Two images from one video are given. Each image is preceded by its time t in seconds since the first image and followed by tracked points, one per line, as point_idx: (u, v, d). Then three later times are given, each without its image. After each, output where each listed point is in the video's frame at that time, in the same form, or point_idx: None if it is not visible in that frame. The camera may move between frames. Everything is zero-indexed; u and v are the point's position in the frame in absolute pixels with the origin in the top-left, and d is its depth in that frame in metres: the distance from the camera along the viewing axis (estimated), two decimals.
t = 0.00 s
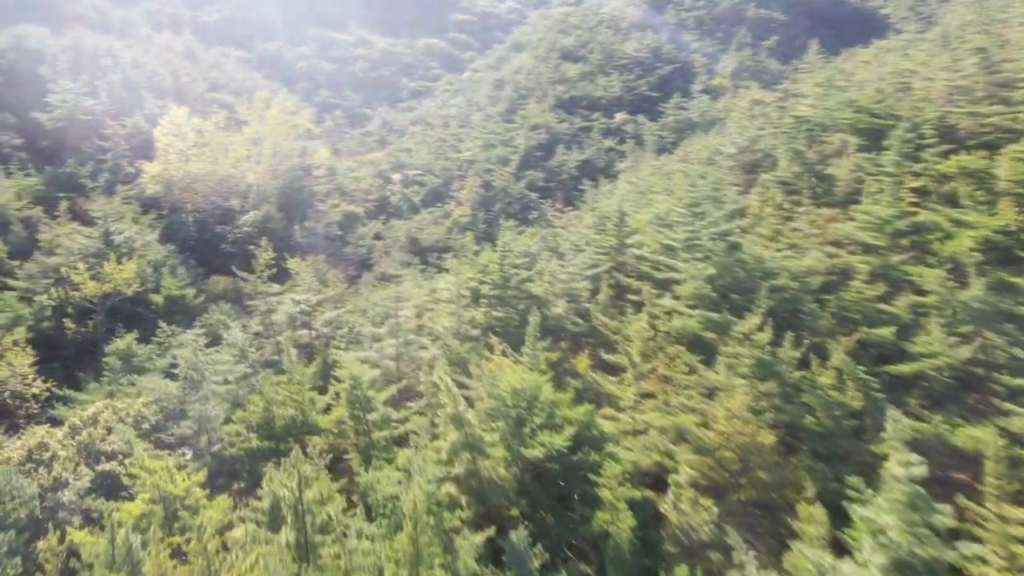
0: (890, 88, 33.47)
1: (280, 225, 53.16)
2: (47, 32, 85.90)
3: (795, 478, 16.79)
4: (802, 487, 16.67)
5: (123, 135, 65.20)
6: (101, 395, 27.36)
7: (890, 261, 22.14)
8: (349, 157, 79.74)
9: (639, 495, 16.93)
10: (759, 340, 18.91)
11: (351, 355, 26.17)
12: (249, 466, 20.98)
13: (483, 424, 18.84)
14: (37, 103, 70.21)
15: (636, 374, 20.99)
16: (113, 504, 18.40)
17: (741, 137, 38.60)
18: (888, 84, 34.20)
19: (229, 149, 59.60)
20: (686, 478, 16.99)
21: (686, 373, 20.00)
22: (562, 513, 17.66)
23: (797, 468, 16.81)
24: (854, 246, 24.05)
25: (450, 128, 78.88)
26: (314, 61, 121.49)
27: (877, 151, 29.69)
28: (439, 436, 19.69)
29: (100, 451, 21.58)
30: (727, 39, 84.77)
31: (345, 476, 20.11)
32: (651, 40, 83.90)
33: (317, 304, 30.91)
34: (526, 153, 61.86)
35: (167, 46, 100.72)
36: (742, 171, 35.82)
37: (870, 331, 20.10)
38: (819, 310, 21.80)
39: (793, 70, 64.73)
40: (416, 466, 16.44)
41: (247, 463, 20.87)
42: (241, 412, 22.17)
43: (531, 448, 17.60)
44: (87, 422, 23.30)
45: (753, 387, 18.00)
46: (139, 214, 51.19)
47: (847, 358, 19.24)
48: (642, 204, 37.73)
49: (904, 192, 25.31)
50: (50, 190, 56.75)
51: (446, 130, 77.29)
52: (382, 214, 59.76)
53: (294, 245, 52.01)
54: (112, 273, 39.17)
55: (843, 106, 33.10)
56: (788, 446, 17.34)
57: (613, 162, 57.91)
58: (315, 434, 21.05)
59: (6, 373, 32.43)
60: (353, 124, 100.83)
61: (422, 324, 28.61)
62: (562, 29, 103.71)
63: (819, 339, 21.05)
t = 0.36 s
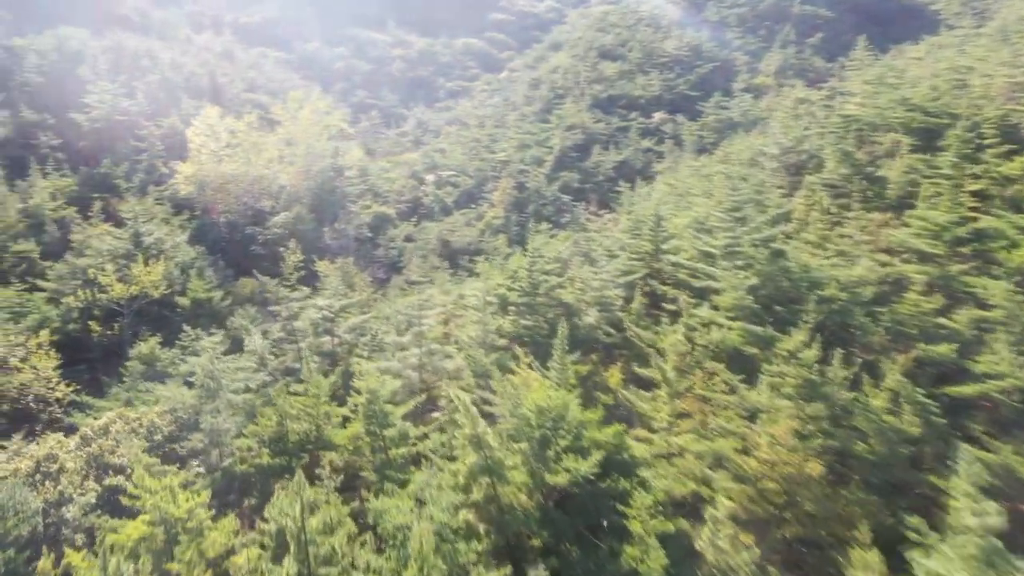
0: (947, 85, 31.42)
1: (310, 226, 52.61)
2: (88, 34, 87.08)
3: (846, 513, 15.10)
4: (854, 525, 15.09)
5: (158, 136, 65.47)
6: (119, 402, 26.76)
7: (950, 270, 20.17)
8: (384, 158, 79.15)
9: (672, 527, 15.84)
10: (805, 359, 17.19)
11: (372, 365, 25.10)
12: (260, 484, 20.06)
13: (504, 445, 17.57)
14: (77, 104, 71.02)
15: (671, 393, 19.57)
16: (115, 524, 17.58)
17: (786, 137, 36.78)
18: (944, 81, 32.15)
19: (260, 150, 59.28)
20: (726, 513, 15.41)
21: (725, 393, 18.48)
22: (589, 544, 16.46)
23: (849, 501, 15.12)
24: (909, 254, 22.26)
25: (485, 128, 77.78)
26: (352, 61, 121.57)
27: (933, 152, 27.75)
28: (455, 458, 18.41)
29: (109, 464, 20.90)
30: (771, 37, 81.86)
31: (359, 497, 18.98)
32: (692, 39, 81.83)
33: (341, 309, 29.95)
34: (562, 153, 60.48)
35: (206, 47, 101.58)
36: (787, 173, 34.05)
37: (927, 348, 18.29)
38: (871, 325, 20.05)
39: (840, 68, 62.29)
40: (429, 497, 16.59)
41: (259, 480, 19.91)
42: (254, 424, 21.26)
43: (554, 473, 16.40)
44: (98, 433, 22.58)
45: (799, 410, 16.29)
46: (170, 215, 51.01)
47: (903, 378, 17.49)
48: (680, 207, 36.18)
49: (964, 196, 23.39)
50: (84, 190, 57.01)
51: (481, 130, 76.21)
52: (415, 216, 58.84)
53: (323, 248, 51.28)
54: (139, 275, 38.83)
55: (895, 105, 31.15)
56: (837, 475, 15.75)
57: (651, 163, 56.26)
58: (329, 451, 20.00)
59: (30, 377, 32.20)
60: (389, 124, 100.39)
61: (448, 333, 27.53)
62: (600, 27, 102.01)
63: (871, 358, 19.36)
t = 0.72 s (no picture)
0: (1009, 80, 29.30)
1: (340, 227, 51.91)
2: (128, 35, 88.03)
3: (902, 555, 13.50)
4: (913, 570, 13.45)
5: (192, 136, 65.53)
6: (136, 409, 26.16)
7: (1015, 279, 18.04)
8: (418, 158, 78.35)
9: (705, 566, 14.73)
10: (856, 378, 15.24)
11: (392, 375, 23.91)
12: (268, 503, 19.16)
13: (526, 469, 16.42)
14: (114, 104, 71.50)
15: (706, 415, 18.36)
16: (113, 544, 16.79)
17: (832, 136, 34.93)
18: (1006, 76, 30.03)
19: (291, 151, 58.78)
20: (768, 553, 14.18)
21: (766, 414, 16.96)
22: None
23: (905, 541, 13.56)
24: (969, 262, 20.37)
25: (520, 127, 76.57)
26: (389, 61, 121.38)
27: (994, 151, 25.73)
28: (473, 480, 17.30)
29: (115, 477, 20.20)
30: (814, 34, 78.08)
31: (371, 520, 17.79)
32: (734, 36, 79.65)
33: (363, 315, 28.90)
34: (597, 153, 59.03)
35: (243, 47, 102.06)
36: (833, 174, 32.22)
37: (991, 366, 16.27)
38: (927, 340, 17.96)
39: (889, 64, 59.76)
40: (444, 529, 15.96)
41: (267, 499, 18.92)
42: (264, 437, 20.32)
43: (577, 503, 15.20)
44: (107, 444, 21.71)
45: (849, 435, 14.62)
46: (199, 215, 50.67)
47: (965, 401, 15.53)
48: (718, 210, 34.58)
49: None
50: (117, 191, 57.10)
51: (516, 130, 74.96)
52: (446, 217, 57.76)
53: (352, 249, 50.40)
54: (164, 277, 38.37)
55: (950, 101, 29.09)
56: (891, 509, 14.12)
57: (690, 164, 54.52)
58: (340, 469, 18.93)
59: (52, 380, 31.82)
60: (424, 124, 99.74)
61: (473, 341, 26.46)
62: (638, 25, 100.18)
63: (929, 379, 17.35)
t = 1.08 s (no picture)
0: None
1: (368, 229, 51.05)
2: (166, 35, 88.72)
3: None
4: None
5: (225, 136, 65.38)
6: (149, 418, 25.42)
7: None
8: (451, 158, 77.38)
9: None
10: (909, 406, 13.85)
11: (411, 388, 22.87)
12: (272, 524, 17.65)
13: (544, 501, 15.20)
14: (149, 105, 71.79)
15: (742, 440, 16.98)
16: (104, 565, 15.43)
17: (881, 136, 32.92)
18: None
19: (320, 152, 58.16)
20: None
21: (809, 443, 15.61)
22: None
23: None
24: None
25: (555, 127, 75.20)
26: (425, 61, 121.05)
27: None
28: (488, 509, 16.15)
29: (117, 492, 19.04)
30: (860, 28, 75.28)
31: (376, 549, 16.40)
32: (776, 32, 77.26)
33: (383, 320, 27.73)
34: (632, 153, 57.37)
35: (279, 48, 102.36)
36: (882, 176, 30.24)
37: None
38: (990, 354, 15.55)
39: (940, 60, 57.05)
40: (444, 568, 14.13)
41: (270, 521, 17.66)
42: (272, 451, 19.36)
43: (599, 542, 13.92)
44: (112, 457, 21.10)
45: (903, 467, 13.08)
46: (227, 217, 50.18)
47: None
48: (758, 213, 32.86)
49: None
50: (149, 190, 56.97)
51: (550, 130, 73.59)
52: (476, 218, 56.54)
53: (379, 251, 49.41)
54: (187, 280, 37.87)
55: (1010, 97, 26.93)
56: (952, 552, 11.70)
57: (729, 164, 52.63)
58: (349, 490, 17.98)
59: (71, 384, 31.33)
60: (458, 124, 98.82)
61: (496, 351, 25.25)
62: (676, 24, 98.31)
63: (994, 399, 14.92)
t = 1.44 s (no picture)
0: None
1: (397, 231, 50.01)
2: (201, 36, 89.04)
3: None
4: None
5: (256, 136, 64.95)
6: (159, 429, 24.57)
7: None
8: (484, 159, 76.13)
9: None
10: (975, 439, 12.07)
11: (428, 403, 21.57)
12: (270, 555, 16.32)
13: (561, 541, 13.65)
14: (183, 105, 71.80)
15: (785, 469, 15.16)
16: None
17: (934, 135, 30.84)
18: None
19: (350, 153, 57.33)
20: None
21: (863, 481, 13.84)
22: None
23: None
24: None
25: (590, 127, 73.60)
26: (461, 61, 120.11)
27: None
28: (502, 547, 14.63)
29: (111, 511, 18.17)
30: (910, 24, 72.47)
31: None
32: (820, 29, 74.69)
33: (403, 328, 26.49)
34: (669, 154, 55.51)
35: (314, 48, 102.21)
36: (936, 178, 28.22)
37: None
38: None
39: (995, 56, 54.31)
40: None
41: (268, 549, 16.23)
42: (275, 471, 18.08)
43: None
44: (114, 472, 20.11)
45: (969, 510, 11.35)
46: (254, 219, 49.55)
47: None
48: (802, 218, 31.01)
49: None
50: (179, 191, 56.66)
51: (585, 130, 71.95)
52: (507, 221, 55.15)
53: (407, 254, 48.25)
54: (209, 282, 36.84)
55: None
56: None
57: (770, 166, 50.61)
58: (355, 517, 16.57)
59: (88, 390, 30.53)
60: (493, 124, 97.64)
61: (519, 364, 23.90)
62: (717, 23, 95.96)
63: None
